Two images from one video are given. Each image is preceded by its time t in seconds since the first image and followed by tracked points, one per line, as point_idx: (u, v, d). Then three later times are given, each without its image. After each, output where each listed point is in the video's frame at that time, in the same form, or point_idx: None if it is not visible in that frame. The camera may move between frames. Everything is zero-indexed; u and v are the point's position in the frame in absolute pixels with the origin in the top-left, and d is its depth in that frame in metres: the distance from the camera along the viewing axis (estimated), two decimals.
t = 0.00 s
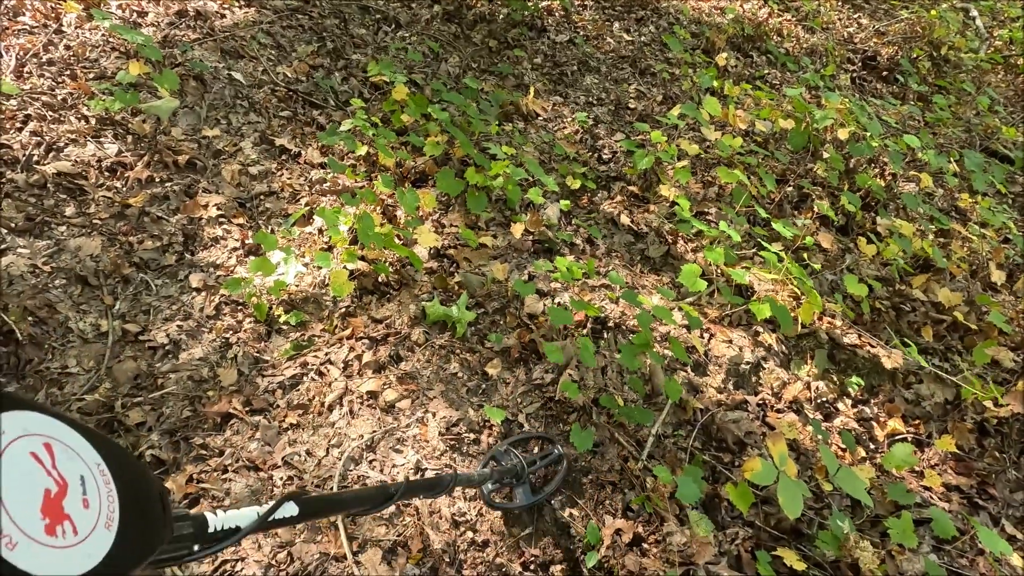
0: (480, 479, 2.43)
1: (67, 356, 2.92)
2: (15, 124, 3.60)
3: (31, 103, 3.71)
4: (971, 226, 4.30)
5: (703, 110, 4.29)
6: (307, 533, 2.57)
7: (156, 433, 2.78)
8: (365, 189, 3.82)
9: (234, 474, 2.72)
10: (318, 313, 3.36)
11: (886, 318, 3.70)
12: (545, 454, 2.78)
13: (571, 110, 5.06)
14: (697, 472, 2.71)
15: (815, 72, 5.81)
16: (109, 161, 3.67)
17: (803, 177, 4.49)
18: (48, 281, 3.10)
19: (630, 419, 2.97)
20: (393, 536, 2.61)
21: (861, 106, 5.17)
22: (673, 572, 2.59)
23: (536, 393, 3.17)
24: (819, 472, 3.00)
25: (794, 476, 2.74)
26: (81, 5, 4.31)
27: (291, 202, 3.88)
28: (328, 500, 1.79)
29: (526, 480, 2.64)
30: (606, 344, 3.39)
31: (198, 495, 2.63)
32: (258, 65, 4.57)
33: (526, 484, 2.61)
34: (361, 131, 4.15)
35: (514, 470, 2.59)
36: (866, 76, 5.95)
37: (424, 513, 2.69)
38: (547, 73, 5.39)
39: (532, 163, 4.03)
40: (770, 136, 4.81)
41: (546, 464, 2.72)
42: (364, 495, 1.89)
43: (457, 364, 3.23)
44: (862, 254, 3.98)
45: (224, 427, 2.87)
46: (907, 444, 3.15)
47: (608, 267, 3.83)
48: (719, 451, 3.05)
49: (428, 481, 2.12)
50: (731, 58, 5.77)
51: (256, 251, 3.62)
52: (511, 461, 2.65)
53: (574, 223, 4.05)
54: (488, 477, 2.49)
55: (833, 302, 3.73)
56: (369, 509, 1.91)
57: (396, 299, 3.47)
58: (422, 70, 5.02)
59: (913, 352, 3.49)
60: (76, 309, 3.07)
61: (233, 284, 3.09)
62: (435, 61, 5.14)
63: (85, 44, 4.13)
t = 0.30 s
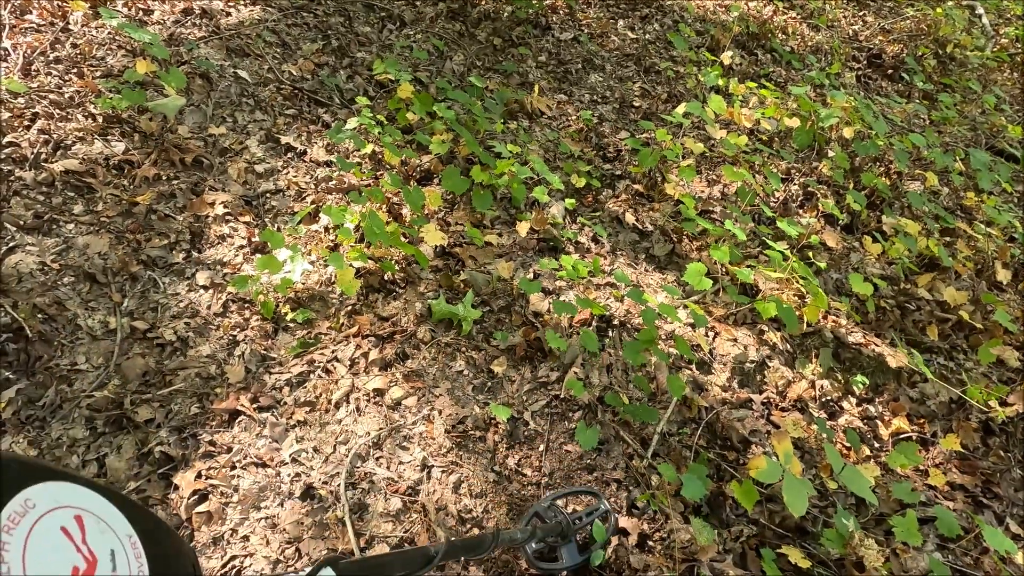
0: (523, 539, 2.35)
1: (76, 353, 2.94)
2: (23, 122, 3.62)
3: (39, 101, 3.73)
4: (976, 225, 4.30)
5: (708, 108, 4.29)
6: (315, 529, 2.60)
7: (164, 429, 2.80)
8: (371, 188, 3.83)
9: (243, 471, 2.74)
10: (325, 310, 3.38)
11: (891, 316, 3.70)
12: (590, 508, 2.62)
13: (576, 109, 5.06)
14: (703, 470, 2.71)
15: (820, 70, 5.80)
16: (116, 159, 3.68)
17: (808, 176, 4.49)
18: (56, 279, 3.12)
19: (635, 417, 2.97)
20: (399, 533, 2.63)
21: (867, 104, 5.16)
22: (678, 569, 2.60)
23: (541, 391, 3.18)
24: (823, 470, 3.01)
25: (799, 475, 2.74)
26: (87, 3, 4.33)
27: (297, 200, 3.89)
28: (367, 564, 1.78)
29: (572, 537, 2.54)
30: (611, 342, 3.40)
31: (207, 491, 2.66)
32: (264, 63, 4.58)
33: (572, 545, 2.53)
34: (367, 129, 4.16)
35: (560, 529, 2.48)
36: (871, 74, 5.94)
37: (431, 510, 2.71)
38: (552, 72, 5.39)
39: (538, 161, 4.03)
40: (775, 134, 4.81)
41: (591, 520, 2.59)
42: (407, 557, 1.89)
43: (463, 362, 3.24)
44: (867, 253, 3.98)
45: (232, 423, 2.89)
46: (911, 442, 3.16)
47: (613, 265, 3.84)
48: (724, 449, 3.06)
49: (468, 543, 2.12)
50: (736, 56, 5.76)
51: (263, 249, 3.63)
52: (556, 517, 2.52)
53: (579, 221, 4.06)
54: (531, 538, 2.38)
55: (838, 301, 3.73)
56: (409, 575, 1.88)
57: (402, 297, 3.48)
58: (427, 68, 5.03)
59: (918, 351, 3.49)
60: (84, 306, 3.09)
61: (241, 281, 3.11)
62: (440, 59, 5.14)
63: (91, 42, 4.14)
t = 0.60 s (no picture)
0: (484, 506, 2.35)
1: (80, 345, 2.95)
2: (27, 115, 3.63)
3: (42, 95, 3.74)
4: (978, 221, 4.29)
5: (710, 104, 4.29)
6: (317, 519, 2.62)
7: (167, 420, 2.82)
8: (373, 182, 3.84)
9: (245, 462, 2.76)
10: (327, 304, 3.40)
11: (892, 312, 3.70)
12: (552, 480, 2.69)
13: (578, 104, 5.06)
14: (701, 463, 2.72)
15: (823, 65, 5.78)
16: (119, 153, 3.70)
17: (810, 172, 4.48)
18: (59, 271, 3.14)
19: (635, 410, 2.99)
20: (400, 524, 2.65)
21: (869, 100, 5.15)
22: (677, 561, 2.62)
23: (541, 384, 3.19)
24: (823, 464, 3.02)
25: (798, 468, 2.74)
26: None
27: (299, 194, 3.90)
28: (320, 533, 1.72)
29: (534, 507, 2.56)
30: (611, 336, 3.41)
31: (210, 482, 2.68)
32: (266, 58, 4.59)
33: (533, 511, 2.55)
34: (368, 123, 4.17)
35: (520, 498, 2.52)
36: (874, 71, 5.92)
37: (431, 501, 2.73)
38: (554, 67, 5.39)
39: (539, 155, 4.03)
40: (777, 130, 4.80)
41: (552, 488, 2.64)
42: (364, 525, 1.84)
43: (464, 355, 3.26)
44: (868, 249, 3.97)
45: (234, 415, 2.91)
46: (911, 437, 3.16)
47: (614, 260, 3.85)
48: (724, 442, 3.07)
49: (430, 511, 2.06)
50: (738, 52, 5.75)
51: (265, 242, 3.65)
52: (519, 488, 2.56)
53: (581, 216, 4.06)
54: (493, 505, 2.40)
55: (838, 296, 3.73)
56: (363, 542, 1.84)
57: (404, 291, 3.50)
58: (429, 63, 5.03)
59: (918, 346, 3.49)
60: (88, 299, 3.11)
61: (242, 274, 3.12)
62: (442, 53, 5.14)
63: (94, 36, 4.15)
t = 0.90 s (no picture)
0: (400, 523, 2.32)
1: (85, 339, 2.98)
2: (31, 110, 3.64)
3: (46, 90, 3.75)
4: (980, 220, 4.30)
5: (712, 101, 4.29)
6: (320, 512, 2.65)
7: (172, 414, 2.85)
8: (376, 178, 3.86)
9: (249, 456, 2.79)
10: (329, 300, 3.42)
11: (893, 310, 3.72)
12: (472, 496, 2.69)
13: (580, 101, 5.06)
14: (702, 459, 2.73)
15: (826, 63, 5.77)
16: (123, 148, 3.71)
17: (812, 169, 4.48)
18: (64, 266, 3.16)
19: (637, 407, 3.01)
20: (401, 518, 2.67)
21: (872, 97, 5.14)
22: (677, 556, 2.64)
23: (542, 380, 3.21)
24: (822, 461, 3.03)
25: (798, 465, 2.75)
26: None
27: (302, 190, 3.92)
28: (189, 558, 1.47)
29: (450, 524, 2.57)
30: (613, 333, 3.42)
31: (213, 475, 2.70)
32: (269, 54, 4.60)
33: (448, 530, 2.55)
34: (371, 119, 4.17)
35: (438, 515, 2.51)
36: (877, 68, 5.91)
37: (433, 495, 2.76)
38: (556, 64, 5.39)
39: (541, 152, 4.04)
40: (779, 128, 4.80)
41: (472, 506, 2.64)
42: (243, 551, 1.64)
43: (466, 351, 3.28)
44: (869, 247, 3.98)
45: (238, 409, 2.93)
46: (910, 435, 3.18)
47: (616, 257, 3.86)
48: (724, 439, 3.09)
49: (329, 531, 1.93)
50: (741, 49, 5.74)
51: (268, 238, 3.66)
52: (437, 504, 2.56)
53: (583, 213, 4.07)
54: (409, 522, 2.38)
55: (839, 294, 3.74)
56: (240, 569, 1.63)
57: (406, 287, 3.51)
58: (431, 59, 5.03)
59: (919, 344, 3.51)
60: (93, 294, 3.13)
61: (246, 269, 3.14)
62: (445, 50, 5.15)
63: (99, 32, 4.17)
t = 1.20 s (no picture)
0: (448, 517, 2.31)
1: (91, 333, 2.98)
2: (36, 103, 3.63)
3: (51, 84, 3.75)
4: (985, 218, 4.29)
5: (718, 98, 4.27)
6: (325, 507, 2.66)
7: (177, 408, 2.85)
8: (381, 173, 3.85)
9: (254, 450, 2.79)
10: (334, 295, 3.41)
11: (898, 308, 3.71)
12: (517, 486, 2.68)
13: (585, 97, 5.04)
14: (706, 456, 2.72)
15: (831, 60, 5.75)
16: (128, 142, 3.71)
17: (817, 167, 4.47)
18: (69, 260, 3.16)
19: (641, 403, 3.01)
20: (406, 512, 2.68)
21: (878, 95, 5.12)
22: (681, 552, 2.64)
23: (547, 376, 3.22)
24: (826, 459, 3.04)
25: (802, 463, 2.74)
26: None
27: (307, 185, 3.91)
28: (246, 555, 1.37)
29: (495, 515, 2.58)
30: (617, 330, 3.42)
31: (219, 469, 2.71)
32: (273, 48, 4.59)
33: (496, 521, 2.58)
34: (376, 114, 4.16)
35: (485, 507, 2.50)
36: (882, 66, 5.89)
37: (438, 490, 2.76)
38: (561, 60, 5.37)
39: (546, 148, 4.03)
40: (785, 125, 4.78)
41: (517, 496, 2.65)
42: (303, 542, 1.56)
43: (471, 347, 3.28)
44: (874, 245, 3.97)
45: (243, 403, 2.94)
46: (915, 433, 3.18)
47: (621, 253, 3.85)
48: (728, 436, 3.09)
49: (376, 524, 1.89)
50: (746, 46, 5.71)
51: (272, 232, 3.66)
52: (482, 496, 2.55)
53: (587, 210, 4.06)
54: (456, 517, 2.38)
55: (844, 292, 3.73)
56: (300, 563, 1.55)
57: (410, 282, 3.51)
58: (436, 55, 5.01)
59: (923, 343, 3.50)
60: (98, 287, 3.13)
61: (251, 264, 3.13)
62: (449, 45, 5.13)
63: (103, 25, 4.16)
